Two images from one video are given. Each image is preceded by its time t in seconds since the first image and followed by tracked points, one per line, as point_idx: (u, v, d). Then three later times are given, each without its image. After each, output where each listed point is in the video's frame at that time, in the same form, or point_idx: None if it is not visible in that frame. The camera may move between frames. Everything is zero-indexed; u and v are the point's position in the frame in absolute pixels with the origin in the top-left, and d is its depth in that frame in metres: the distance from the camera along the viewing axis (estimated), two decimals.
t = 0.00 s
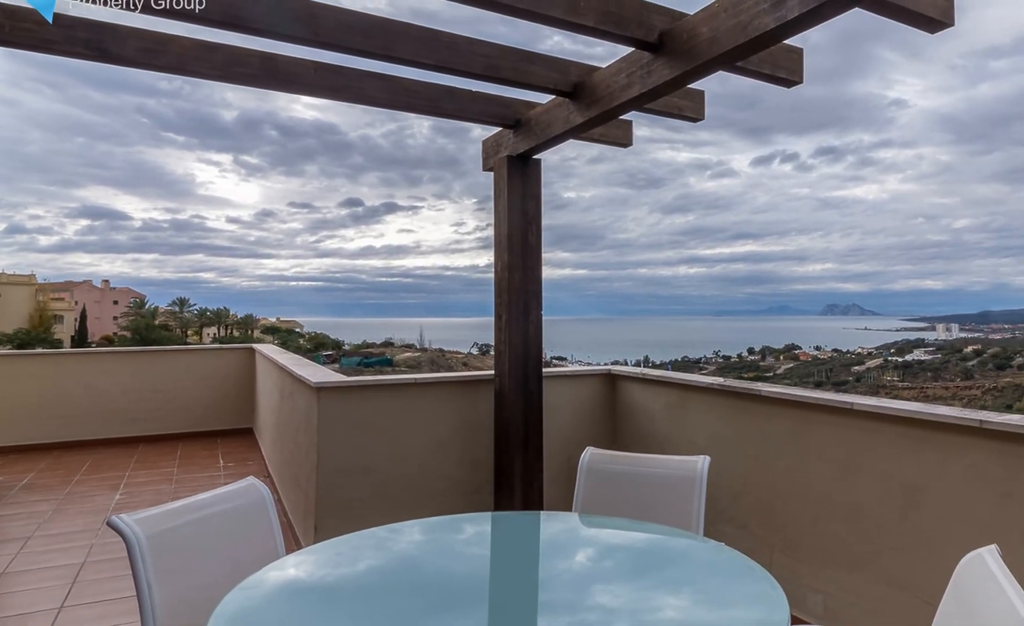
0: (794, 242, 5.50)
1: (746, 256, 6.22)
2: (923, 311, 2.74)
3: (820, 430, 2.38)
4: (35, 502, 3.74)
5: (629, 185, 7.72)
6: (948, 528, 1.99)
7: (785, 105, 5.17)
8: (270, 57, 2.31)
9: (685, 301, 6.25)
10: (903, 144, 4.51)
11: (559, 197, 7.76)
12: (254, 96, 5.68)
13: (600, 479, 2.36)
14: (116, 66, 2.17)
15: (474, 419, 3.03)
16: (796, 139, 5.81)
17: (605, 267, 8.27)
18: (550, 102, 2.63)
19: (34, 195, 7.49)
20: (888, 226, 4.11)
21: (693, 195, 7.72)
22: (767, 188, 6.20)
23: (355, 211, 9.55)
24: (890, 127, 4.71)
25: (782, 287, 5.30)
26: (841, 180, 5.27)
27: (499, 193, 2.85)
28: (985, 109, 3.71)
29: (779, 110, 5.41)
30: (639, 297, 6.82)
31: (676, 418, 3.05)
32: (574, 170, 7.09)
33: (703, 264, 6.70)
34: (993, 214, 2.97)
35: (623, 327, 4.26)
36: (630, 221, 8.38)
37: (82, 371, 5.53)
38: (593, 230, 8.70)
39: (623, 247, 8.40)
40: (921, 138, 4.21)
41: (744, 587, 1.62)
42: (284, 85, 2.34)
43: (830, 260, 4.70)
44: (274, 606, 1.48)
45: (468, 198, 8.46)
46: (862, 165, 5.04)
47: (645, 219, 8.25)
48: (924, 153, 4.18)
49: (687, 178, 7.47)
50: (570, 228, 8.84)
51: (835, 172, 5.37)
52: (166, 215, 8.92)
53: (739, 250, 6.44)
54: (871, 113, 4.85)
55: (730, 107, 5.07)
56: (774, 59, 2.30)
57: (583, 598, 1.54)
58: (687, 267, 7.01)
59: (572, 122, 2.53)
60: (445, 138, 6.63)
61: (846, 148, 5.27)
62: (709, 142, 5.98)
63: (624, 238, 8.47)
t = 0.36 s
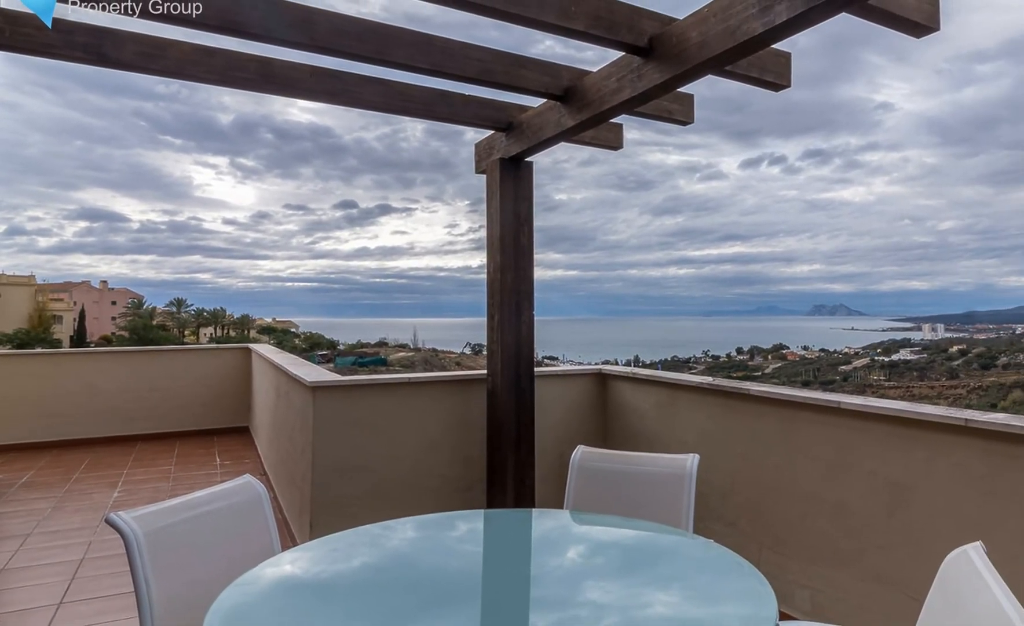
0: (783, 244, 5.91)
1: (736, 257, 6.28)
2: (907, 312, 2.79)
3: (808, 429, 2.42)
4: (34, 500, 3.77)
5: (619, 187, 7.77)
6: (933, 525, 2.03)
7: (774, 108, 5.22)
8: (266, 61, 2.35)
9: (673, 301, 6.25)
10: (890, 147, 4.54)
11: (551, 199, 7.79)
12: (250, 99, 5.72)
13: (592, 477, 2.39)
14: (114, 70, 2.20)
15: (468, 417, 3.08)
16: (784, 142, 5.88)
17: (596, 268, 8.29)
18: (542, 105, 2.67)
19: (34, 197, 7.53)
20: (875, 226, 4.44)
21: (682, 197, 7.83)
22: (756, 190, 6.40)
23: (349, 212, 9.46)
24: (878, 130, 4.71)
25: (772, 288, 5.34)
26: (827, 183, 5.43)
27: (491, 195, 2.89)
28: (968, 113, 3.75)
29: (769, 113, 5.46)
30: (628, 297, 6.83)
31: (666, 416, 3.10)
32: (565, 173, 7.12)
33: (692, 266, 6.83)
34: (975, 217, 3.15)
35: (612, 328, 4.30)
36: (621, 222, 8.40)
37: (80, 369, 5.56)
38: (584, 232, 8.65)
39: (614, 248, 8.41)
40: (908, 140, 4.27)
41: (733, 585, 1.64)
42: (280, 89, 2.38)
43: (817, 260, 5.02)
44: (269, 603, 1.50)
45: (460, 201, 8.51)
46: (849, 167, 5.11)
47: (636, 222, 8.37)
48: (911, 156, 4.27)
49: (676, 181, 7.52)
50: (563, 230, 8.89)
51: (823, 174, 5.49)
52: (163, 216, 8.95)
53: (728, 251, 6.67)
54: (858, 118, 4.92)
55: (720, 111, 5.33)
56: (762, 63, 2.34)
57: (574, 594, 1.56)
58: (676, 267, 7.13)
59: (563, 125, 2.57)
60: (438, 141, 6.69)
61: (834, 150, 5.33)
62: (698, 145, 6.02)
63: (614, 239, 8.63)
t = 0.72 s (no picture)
0: (771, 245, 5.92)
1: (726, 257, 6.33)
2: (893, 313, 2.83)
3: (795, 427, 2.46)
4: (33, 497, 3.81)
5: (608, 188, 7.78)
6: (919, 522, 2.07)
7: (762, 110, 5.29)
8: (263, 65, 2.39)
9: (662, 301, 6.25)
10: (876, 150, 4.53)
11: (542, 201, 7.83)
12: (247, 103, 5.78)
13: (584, 474, 2.42)
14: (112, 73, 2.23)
15: (461, 416, 3.12)
16: (772, 144, 5.95)
17: (587, 268, 8.31)
18: (534, 108, 2.71)
19: (33, 199, 7.56)
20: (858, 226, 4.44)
21: (672, 199, 7.88)
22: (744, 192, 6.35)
23: (344, 214, 9.58)
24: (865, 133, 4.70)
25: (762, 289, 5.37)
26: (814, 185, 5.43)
27: (484, 197, 2.94)
28: (954, 115, 3.90)
29: (758, 116, 5.51)
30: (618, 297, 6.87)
31: (656, 415, 3.15)
32: (556, 175, 7.12)
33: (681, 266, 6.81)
34: (958, 218, 3.51)
35: (602, 328, 4.34)
36: (611, 222, 8.35)
37: (78, 368, 5.60)
38: (575, 233, 8.67)
39: (605, 250, 8.39)
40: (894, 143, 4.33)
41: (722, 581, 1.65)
42: (276, 92, 2.42)
43: (804, 261, 5.09)
44: (262, 597, 1.51)
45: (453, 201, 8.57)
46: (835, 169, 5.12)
47: (626, 222, 8.37)
48: (897, 158, 4.36)
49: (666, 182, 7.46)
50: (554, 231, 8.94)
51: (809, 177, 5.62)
52: (161, 218, 8.99)
53: (717, 252, 6.54)
54: (846, 120, 5.00)
55: (709, 113, 5.42)
56: (751, 67, 2.37)
57: (566, 589, 1.57)
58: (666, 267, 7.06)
59: (555, 128, 2.61)
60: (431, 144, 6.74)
61: (820, 153, 5.44)
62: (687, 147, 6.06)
63: (605, 240, 8.56)
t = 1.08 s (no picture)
0: (758, 246, 6.17)
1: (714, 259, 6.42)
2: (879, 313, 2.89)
3: (783, 424, 2.50)
4: (32, 494, 3.85)
5: (601, 191, 7.75)
6: (903, 517, 2.10)
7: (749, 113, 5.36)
8: (258, 69, 2.42)
9: (652, 301, 6.31)
10: (860, 152, 4.76)
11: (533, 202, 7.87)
12: (243, 106, 5.83)
13: (574, 471, 2.45)
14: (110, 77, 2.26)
15: (454, 414, 3.17)
16: (760, 147, 6.03)
17: (576, 268, 8.24)
18: (526, 111, 2.75)
19: (32, 200, 7.59)
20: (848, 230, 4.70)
21: (662, 201, 7.91)
22: (732, 193, 6.67)
23: (338, 216, 9.60)
24: (850, 135, 4.83)
25: (749, 290, 5.50)
26: (802, 186, 5.64)
27: (476, 199, 2.98)
28: (939, 117, 3.98)
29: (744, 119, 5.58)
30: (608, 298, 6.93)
31: (646, 413, 3.19)
32: (547, 178, 7.13)
33: (671, 266, 6.93)
34: (947, 219, 3.58)
35: (591, 327, 4.39)
36: (601, 224, 8.43)
37: (76, 367, 5.64)
38: (566, 235, 8.70)
39: (596, 251, 8.39)
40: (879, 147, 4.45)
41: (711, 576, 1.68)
42: (271, 95, 2.45)
43: (792, 262, 5.31)
44: (255, 593, 1.53)
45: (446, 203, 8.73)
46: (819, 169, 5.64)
47: (616, 225, 8.47)
48: (880, 159, 4.63)
49: (656, 185, 7.45)
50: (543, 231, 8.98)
51: (797, 177, 6.02)
52: (158, 219, 9.03)
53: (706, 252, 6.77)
54: (833, 123, 5.07)
55: (699, 117, 5.46)
56: (739, 70, 2.41)
57: (556, 585, 1.59)
58: (655, 268, 7.18)
59: (546, 131, 2.66)
60: (425, 146, 6.78)
61: (806, 154, 5.96)
62: (677, 149, 6.10)
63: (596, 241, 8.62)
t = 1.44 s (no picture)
0: (747, 247, 6.46)
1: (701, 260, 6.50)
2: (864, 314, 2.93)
3: (771, 423, 2.54)
4: (32, 491, 3.89)
5: (590, 192, 7.76)
6: (889, 515, 2.14)
7: (738, 118, 5.41)
8: (254, 73, 2.46)
9: (642, 301, 6.35)
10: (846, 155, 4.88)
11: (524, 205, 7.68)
12: (239, 109, 5.88)
13: (566, 469, 2.49)
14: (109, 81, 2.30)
15: (448, 413, 3.22)
16: (748, 150, 6.10)
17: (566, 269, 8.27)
18: (518, 114, 2.80)
19: (31, 202, 7.63)
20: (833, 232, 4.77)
21: (650, 203, 7.99)
22: (720, 197, 6.95)
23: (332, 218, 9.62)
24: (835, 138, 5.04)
25: (734, 290, 5.60)
26: (790, 188, 6.07)
27: (468, 201, 3.03)
28: (925, 120, 4.03)
29: (733, 123, 5.63)
30: (598, 298, 6.99)
31: (636, 411, 3.24)
32: (539, 180, 7.16)
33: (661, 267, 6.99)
34: (930, 222, 3.68)
35: (582, 327, 4.44)
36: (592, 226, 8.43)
37: (74, 367, 5.68)
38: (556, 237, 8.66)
39: (586, 252, 8.23)
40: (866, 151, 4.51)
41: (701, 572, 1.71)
42: (267, 99, 2.50)
43: (780, 263, 5.69)
44: (250, 589, 1.56)
45: (439, 206, 8.82)
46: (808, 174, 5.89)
47: (606, 226, 8.50)
48: (867, 162, 4.71)
49: (645, 187, 7.47)
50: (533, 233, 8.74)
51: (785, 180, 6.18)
52: (156, 221, 9.07)
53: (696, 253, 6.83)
54: (819, 127, 5.23)
55: (689, 121, 5.47)
56: (728, 74, 2.45)
57: (548, 581, 1.62)
58: (644, 269, 7.27)
59: (538, 134, 2.70)
60: (418, 149, 6.83)
61: (794, 159, 6.09)
62: (667, 152, 6.15)
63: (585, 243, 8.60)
